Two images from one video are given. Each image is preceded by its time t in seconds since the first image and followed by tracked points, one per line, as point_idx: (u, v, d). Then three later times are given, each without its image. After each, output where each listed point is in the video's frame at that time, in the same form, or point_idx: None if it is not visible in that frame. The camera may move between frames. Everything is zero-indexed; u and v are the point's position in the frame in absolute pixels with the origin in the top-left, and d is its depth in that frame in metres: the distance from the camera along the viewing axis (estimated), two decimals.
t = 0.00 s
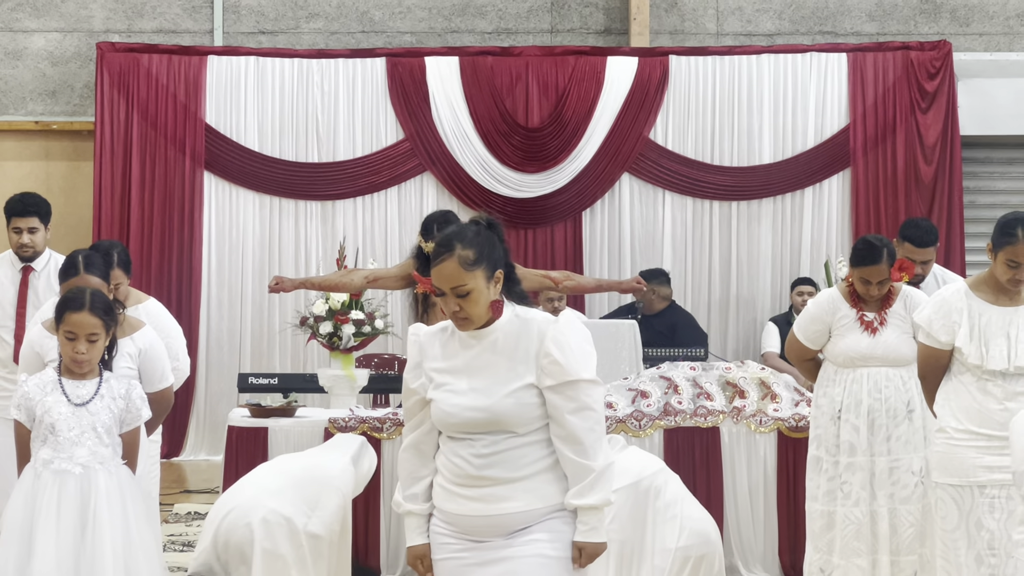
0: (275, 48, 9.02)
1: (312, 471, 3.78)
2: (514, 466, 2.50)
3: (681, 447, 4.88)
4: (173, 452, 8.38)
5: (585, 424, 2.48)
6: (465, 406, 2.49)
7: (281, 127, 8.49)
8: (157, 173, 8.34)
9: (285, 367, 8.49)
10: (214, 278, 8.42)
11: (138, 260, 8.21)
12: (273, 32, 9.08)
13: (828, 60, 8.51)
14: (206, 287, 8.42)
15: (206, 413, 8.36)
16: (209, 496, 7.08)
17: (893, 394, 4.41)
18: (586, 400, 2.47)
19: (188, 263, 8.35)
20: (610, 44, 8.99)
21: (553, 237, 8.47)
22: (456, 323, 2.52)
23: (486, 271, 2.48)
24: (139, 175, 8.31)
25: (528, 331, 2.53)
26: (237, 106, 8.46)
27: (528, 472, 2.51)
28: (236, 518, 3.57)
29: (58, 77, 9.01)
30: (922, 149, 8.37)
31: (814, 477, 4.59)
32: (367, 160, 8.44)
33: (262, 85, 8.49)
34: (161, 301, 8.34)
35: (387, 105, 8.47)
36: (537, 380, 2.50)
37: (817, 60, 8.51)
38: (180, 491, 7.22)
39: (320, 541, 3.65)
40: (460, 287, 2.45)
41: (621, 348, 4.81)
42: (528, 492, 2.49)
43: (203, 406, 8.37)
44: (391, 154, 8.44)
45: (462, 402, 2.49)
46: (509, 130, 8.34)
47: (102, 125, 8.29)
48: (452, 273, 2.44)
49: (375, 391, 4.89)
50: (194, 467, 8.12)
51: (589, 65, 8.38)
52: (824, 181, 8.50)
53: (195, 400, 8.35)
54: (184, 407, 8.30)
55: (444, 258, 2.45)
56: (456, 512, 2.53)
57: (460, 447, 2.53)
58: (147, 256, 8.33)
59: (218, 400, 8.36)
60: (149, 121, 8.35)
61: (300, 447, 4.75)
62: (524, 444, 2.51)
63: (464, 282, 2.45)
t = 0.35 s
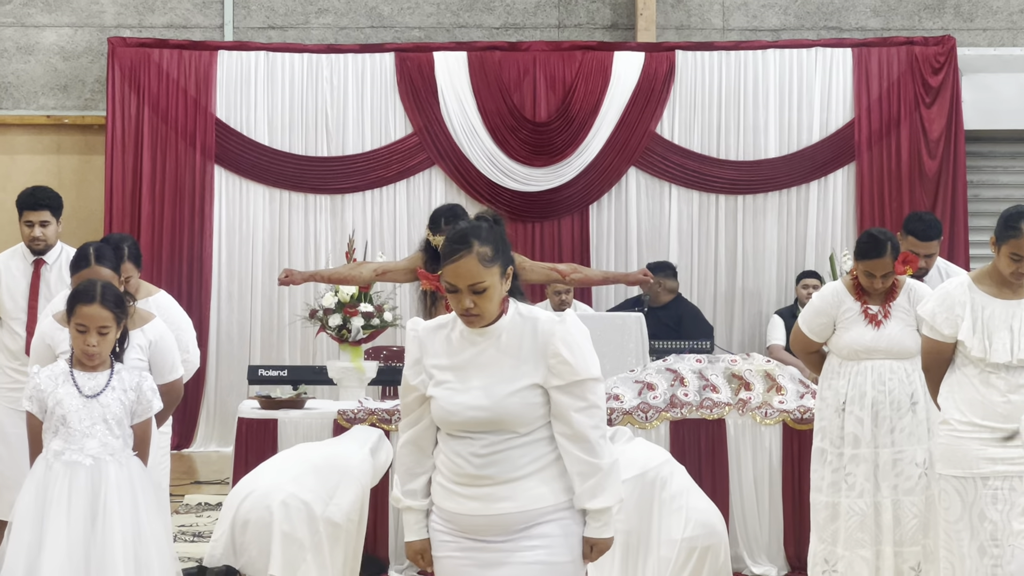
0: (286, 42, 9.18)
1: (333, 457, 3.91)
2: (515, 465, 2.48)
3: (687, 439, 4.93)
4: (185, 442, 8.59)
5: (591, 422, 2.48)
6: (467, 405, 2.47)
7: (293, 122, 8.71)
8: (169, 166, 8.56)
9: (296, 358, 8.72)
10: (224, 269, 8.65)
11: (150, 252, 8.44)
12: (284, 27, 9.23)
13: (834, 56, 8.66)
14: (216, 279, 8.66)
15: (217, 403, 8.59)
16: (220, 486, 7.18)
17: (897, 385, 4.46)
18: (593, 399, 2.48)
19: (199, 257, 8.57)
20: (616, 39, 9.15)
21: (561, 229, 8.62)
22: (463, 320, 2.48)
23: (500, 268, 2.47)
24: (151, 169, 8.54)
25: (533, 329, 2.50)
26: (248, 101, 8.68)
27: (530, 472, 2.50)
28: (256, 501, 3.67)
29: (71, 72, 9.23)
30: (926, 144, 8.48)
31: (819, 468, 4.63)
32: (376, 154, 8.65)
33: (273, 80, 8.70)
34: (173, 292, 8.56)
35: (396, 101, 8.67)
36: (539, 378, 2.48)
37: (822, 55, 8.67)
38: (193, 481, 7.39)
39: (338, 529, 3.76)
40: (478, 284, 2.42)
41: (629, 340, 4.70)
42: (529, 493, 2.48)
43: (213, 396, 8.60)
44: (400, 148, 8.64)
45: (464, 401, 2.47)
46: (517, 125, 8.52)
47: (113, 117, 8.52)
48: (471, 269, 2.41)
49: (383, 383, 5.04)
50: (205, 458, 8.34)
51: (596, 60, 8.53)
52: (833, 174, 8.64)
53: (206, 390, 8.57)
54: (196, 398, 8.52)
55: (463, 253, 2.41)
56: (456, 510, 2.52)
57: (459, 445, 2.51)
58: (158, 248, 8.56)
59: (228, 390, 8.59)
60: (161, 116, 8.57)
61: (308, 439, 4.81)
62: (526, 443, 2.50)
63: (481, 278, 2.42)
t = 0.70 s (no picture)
0: (293, 33, 9.28)
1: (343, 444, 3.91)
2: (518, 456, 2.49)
3: (692, 428, 4.95)
4: (193, 430, 8.77)
5: (601, 418, 2.51)
6: (474, 399, 2.46)
7: (302, 112, 8.85)
8: (176, 155, 8.73)
9: (304, 348, 8.89)
10: (230, 258, 8.84)
11: (159, 241, 8.62)
12: (290, 18, 9.33)
13: (838, 46, 8.78)
14: (224, 269, 8.84)
15: (225, 391, 8.78)
16: (228, 475, 7.25)
17: (901, 374, 4.47)
18: (603, 395, 2.50)
19: (208, 249, 8.74)
20: (621, 30, 9.26)
21: (566, 220, 8.78)
22: (476, 307, 2.47)
23: (521, 258, 2.49)
24: (159, 160, 8.70)
25: (542, 325, 2.51)
26: (257, 91, 8.83)
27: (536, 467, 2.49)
28: (266, 487, 3.71)
29: (79, 63, 9.31)
30: (931, 134, 8.62)
31: (823, 457, 4.65)
32: (384, 145, 8.80)
33: (282, 72, 8.85)
34: (181, 281, 8.71)
35: (403, 92, 8.81)
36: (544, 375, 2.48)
37: (826, 45, 8.78)
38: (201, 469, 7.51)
39: (347, 519, 3.80)
40: (499, 270, 2.43)
41: (634, 330, 4.72)
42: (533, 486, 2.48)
43: (221, 385, 8.79)
44: (406, 139, 8.79)
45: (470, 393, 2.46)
46: (522, 115, 8.65)
47: (121, 107, 8.70)
48: (495, 255, 2.43)
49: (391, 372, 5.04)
50: (213, 446, 8.51)
51: (602, 52, 8.67)
52: (835, 165, 8.77)
53: (215, 379, 8.77)
54: (205, 387, 8.70)
55: (488, 237, 2.43)
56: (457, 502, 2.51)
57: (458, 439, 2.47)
58: (166, 238, 8.71)
59: (237, 378, 8.77)
60: (168, 107, 8.73)
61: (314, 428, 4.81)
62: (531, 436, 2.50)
63: (503, 264, 2.44)
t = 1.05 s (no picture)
0: (296, 26, 9.31)
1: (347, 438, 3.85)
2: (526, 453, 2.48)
3: (697, 421, 4.95)
4: (197, 423, 8.82)
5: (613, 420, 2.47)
6: (482, 401, 2.41)
7: (305, 104, 8.90)
8: (180, 147, 8.75)
9: (308, 341, 8.94)
10: (235, 252, 8.87)
11: (162, 235, 8.65)
12: (294, 10, 9.36)
13: (843, 38, 8.85)
14: (227, 261, 8.87)
15: (229, 384, 8.82)
16: (232, 467, 7.23)
17: (905, 367, 4.47)
18: (611, 395, 2.47)
19: (210, 243, 8.78)
20: (625, 22, 9.32)
21: (571, 213, 8.83)
22: (488, 310, 2.43)
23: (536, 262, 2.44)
24: (163, 152, 8.72)
25: (551, 330, 2.48)
26: (260, 84, 8.87)
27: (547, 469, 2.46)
28: (269, 481, 3.72)
29: (82, 55, 9.33)
30: (936, 127, 8.67)
31: (828, 450, 4.65)
32: (388, 137, 8.86)
33: (285, 64, 8.90)
34: (184, 274, 8.75)
35: (407, 85, 8.85)
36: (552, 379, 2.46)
37: (832, 38, 8.84)
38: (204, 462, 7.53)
39: (348, 513, 3.75)
40: (517, 276, 2.39)
41: (639, 322, 4.83)
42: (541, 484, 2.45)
43: (225, 379, 8.83)
44: (410, 131, 8.84)
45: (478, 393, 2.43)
46: (526, 107, 8.70)
47: (125, 101, 8.69)
48: (514, 259, 2.37)
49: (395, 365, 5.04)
50: (217, 439, 8.56)
51: (606, 43, 8.71)
52: (840, 157, 8.84)
53: (219, 373, 8.81)
54: (208, 381, 8.75)
55: (508, 242, 2.37)
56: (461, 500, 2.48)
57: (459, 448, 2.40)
58: (169, 230, 8.75)
59: (241, 372, 8.81)
60: (172, 99, 8.76)
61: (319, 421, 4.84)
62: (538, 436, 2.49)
63: (521, 269, 2.39)
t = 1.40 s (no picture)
0: (300, 20, 9.37)
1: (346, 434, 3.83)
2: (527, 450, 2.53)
3: (700, 415, 4.94)
4: (199, 418, 8.87)
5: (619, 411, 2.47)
6: (485, 416, 2.47)
7: (307, 98, 8.93)
8: (183, 141, 8.78)
9: (312, 336, 8.99)
10: (238, 247, 8.94)
11: (165, 229, 8.70)
12: (298, 4, 9.42)
13: (847, 32, 8.91)
14: (231, 255, 8.92)
15: (232, 378, 8.88)
16: (234, 462, 7.23)
17: (909, 361, 4.47)
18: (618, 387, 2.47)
19: (214, 239, 8.82)
20: (628, 16, 9.38)
21: (574, 207, 8.91)
22: (492, 324, 2.41)
23: (535, 275, 2.41)
24: (166, 145, 8.77)
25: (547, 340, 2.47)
26: (264, 78, 8.91)
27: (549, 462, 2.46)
28: (268, 480, 3.64)
29: (85, 49, 9.35)
30: (939, 122, 8.71)
31: (831, 445, 4.64)
32: (391, 132, 8.90)
33: (288, 59, 8.93)
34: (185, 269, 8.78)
35: (411, 79, 8.90)
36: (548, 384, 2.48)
37: (835, 32, 8.91)
38: (206, 456, 7.54)
39: (347, 506, 3.70)
40: (519, 294, 2.36)
41: (642, 318, 4.86)
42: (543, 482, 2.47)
43: (228, 373, 8.88)
44: (414, 126, 8.89)
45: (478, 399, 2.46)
46: (530, 102, 8.75)
47: (127, 95, 8.75)
48: (516, 279, 2.33)
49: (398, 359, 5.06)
50: (221, 433, 8.61)
51: (609, 38, 8.77)
52: (844, 152, 8.91)
53: (222, 368, 8.86)
54: (212, 376, 8.81)
55: (509, 261, 2.32)
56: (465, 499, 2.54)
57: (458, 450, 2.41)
58: (173, 224, 8.79)
59: (244, 366, 8.87)
60: (175, 94, 8.79)
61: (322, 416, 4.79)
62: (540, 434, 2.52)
63: (523, 287, 2.35)
